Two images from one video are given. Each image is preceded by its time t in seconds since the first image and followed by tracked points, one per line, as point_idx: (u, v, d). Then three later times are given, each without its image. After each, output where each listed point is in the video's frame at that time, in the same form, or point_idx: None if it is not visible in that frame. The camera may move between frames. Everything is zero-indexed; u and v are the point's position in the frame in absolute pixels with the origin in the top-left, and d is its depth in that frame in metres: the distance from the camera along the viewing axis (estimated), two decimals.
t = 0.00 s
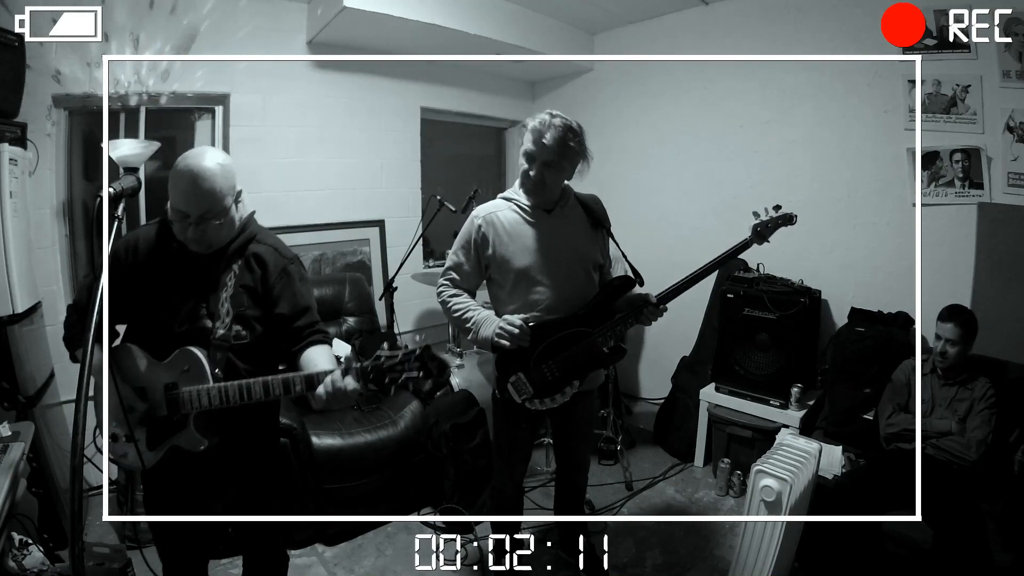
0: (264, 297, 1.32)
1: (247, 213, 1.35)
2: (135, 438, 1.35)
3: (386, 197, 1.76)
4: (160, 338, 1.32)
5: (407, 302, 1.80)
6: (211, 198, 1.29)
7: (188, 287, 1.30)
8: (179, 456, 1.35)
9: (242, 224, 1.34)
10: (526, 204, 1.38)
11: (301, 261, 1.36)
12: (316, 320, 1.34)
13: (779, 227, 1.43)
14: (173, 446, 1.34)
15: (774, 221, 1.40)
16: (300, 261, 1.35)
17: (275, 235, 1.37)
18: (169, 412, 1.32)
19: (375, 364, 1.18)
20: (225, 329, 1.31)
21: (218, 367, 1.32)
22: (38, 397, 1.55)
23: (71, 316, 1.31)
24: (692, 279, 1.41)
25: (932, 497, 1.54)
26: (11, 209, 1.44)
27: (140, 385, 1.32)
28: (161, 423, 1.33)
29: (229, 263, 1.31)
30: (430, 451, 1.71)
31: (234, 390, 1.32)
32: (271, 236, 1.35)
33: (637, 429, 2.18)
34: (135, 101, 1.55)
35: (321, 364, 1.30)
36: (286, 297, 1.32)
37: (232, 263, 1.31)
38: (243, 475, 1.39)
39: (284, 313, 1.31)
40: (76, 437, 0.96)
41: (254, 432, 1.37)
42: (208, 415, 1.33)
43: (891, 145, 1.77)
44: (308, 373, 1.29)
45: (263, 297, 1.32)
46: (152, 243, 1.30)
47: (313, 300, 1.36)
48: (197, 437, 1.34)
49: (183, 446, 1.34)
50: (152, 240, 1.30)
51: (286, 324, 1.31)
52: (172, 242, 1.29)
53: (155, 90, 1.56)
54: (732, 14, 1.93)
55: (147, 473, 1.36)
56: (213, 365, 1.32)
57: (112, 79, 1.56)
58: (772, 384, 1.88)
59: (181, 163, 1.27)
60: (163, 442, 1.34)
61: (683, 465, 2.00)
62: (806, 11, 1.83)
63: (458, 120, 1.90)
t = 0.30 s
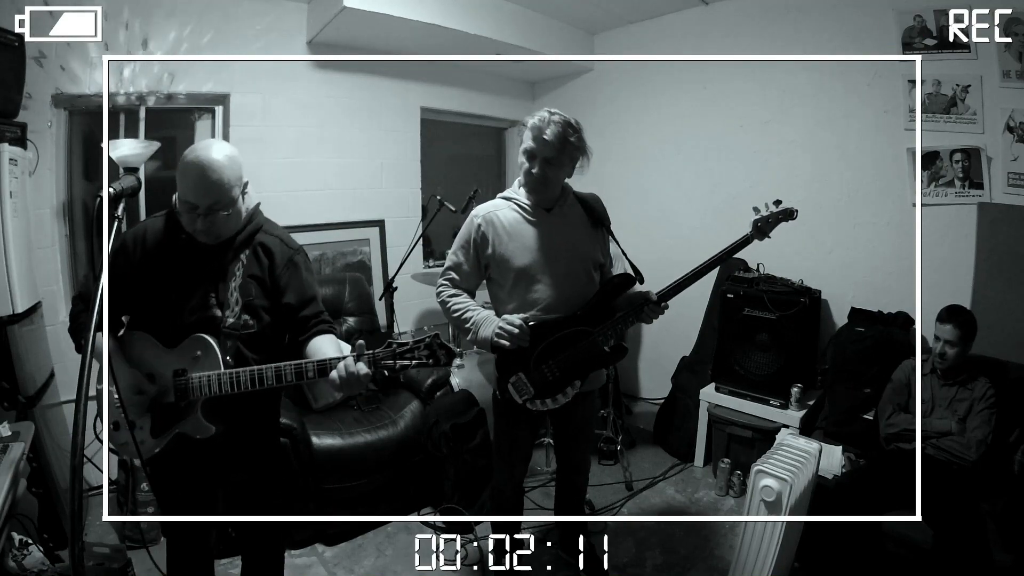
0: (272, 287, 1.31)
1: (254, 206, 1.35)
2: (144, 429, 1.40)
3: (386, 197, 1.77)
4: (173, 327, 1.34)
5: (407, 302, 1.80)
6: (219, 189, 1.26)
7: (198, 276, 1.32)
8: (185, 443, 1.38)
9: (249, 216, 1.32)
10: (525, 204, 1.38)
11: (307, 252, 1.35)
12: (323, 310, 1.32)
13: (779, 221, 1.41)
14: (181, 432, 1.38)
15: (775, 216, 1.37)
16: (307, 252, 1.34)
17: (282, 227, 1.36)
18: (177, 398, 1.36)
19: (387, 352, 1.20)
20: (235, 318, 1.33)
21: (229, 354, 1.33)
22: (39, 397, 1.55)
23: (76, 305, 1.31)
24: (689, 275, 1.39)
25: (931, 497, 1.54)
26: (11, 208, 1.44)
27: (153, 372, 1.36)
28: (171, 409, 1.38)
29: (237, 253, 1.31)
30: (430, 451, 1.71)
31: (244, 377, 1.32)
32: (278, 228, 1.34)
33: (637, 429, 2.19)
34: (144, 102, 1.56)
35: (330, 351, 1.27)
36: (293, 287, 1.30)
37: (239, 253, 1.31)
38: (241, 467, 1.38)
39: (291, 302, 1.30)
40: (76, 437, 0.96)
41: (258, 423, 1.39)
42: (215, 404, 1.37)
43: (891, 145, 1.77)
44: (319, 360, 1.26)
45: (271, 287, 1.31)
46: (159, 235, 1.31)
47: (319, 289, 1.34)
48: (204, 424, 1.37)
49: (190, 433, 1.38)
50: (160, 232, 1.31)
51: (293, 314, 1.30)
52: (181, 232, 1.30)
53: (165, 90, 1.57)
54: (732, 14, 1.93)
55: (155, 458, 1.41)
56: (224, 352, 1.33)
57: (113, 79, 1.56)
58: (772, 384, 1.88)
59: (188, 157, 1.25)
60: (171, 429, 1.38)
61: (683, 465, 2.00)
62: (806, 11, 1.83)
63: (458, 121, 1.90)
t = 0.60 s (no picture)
0: (275, 287, 1.37)
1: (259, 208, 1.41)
2: (142, 423, 1.42)
3: (385, 196, 1.76)
4: (172, 322, 1.37)
5: (407, 301, 1.79)
6: (230, 188, 1.33)
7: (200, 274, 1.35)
8: (187, 436, 1.43)
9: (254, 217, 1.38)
10: (527, 203, 1.38)
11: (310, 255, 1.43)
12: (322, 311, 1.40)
13: (779, 224, 1.45)
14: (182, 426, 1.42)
15: (774, 219, 1.43)
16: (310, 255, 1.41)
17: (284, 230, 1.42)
18: (178, 392, 1.40)
19: (390, 347, 1.29)
20: (237, 315, 1.37)
21: (230, 350, 1.37)
22: (39, 396, 1.56)
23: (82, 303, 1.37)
24: (690, 278, 1.43)
25: (932, 496, 1.55)
26: (11, 208, 1.45)
27: (151, 367, 1.37)
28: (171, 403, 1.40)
29: (242, 252, 1.35)
30: (430, 451, 1.69)
31: (247, 372, 1.38)
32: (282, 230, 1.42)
33: (636, 430, 2.05)
34: (139, 101, 1.55)
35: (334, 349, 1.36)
36: (296, 288, 1.38)
37: (244, 254, 1.36)
38: (248, 456, 1.46)
39: (295, 302, 1.37)
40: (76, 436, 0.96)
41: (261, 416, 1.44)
42: (216, 398, 1.41)
43: (891, 145, 1.78)
44: (322, 355, 1.34)
45: (274, 287, 1.37)
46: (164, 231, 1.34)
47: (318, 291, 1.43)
48: (204, 418, 1.42)
49: (191, 426, 1.42)
50: (166, 229, 1.34)
51: (296, 313, 1.37)
52: (188, 230, 1.33)
53: (159, 90, 1.56)
54: (732, 14, 1.93)
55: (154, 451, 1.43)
56: (225, 348, 1.37)
57: (113, 79, 1.56)
58: (772, 384, 1.89)
59: (200, 155, 1.32)
60: (171, 422, 1.42)
61: (683, 464, 1.99)
62: (806, 11, 1.83)
63: (458, 121, 1.89)
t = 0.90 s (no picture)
0: (272, 287, 1.37)
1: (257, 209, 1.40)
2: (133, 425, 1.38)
3: (385, 196, 1.76)
4: (168, 323, 1.35)
5: (407, 302, 1.80)
6: (227, 188, 1.31)
7: (196, 274, 1.34)
8: (178, 438, 1.40)
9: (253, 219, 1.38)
10: (527, 203, 1.38)
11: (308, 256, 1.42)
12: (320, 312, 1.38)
13: (780, 224, 1.43)
14: (172, 428, 1.39)
15: (776, 219, 1.41)
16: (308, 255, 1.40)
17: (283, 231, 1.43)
18: (170, 394, 1.36)
19: (383, 351, 1.24)
20: (233, 315, 1.36)
21: (224, 351, 1.36)
22: (39, 397, 1.56)
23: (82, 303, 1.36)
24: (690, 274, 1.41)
25: (932, 496, 1.55)
26: (11, 209, 1.45)
27: (144, 366, 1.36)
28: (162, 406, 1.37)
29: (239, 252, 1.35)
30: (430, 451, 1.70)
31: (239, 373, 1.35)
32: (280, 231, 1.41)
33: (637, 429, 2.11)
34: (141, 101, 1.56)
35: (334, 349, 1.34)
36: (293, 289, 1.38)
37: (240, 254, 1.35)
38: (242, 458, 1.44)
39: (290, 302, 1.36)
40: (76, 436, 0.96)
41: (258, 418, 1.43)
42: (209, 400, 1.39)
43: (891, 145, 1.78)
44: (315, 357, 1.30)
45: (272, 287, 1.37)
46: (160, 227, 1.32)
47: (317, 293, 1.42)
48: (196, 421, 1.39)
49: (183, 429, 1.39)
50: (164, 229, 1.32)
51: (292, 314, 1.36)
52: (184, 229, 1.32)
53: (165, 90, 1.57)
54: (732, 14, 1.93)
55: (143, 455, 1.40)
56: (219, 349, 1.35)
57: (113, 78, 1.56)
58: (772, 384, 1.88)
59: (197, 156, 1.30)
60: (161, 425, 1.38)
61: (683, 465, 2.00)
62: (806, 11, 1.83)
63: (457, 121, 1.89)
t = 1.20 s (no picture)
0: (262, 289, 1.36)
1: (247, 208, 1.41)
2: (126, 428, 1.40)
3: (385, 196, 1.76)
4: (159, 325, 1.37)
5: (407, 302, 1.79)
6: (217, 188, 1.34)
7: (186, 276, 1.36)
8: (169, 442, 1.41)
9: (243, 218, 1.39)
10: (527, 203, 1.38)
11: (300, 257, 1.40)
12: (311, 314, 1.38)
13: (779, 224, 1.44)
14: (163, 432, 1.40)
15: (774, 219, 1.42)
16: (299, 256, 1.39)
17: (273, 231, 1.42)
18: (160, 397, 1.37)
19: (372, 356, 1.27)
20: (223, 317, 1.37)
21: (214, 353, 1.37)
22: (39, 397, 1.55)
23: (71, 303, 1.35)
24: (689, 277, 1.41)
25: (932, 497, 1.55)
26: (11, 208, 1.46)
27: (135, 369, 1.37)
28: (153, 409, 1.38)
29: (228, 254, 1.35)
30: (430, 451, 1.71)
31: (229, 377, 1.36)
32: (271, 231, 1.40)
33: (637, 429, 2.12)
34: (139, 101, 1.56)
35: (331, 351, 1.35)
36: (283, 290, 1.36)
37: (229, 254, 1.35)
38: (234, 462, 1.44)
39: (280, 304, 1.36)
40: (76, 435, 0.96)
41: (250, 420, 1.42)
42: (201, 403, 1.39)
43: (892, 145, 1.77)
44: (306, 361, 1.32)
45: (262, 289, 1.36)
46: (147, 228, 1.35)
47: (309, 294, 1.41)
48: (188, 424, 1.40)
49: (174, 432, 1.40)
50: (153, 228, 1.35)
51: (281, 316, 1.36)
52: (175, 229, 1.34)
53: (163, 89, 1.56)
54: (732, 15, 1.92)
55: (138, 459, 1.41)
56: (210, 351, 1.37)
57: (112, 79, 1.56)
58: (772, 384, 1.88)
59: (186, 156, 1.33)
60: (153, 428, 1.40)
61: (683, 465, 2.00)
62: (806, 11, 1.82)
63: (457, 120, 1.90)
